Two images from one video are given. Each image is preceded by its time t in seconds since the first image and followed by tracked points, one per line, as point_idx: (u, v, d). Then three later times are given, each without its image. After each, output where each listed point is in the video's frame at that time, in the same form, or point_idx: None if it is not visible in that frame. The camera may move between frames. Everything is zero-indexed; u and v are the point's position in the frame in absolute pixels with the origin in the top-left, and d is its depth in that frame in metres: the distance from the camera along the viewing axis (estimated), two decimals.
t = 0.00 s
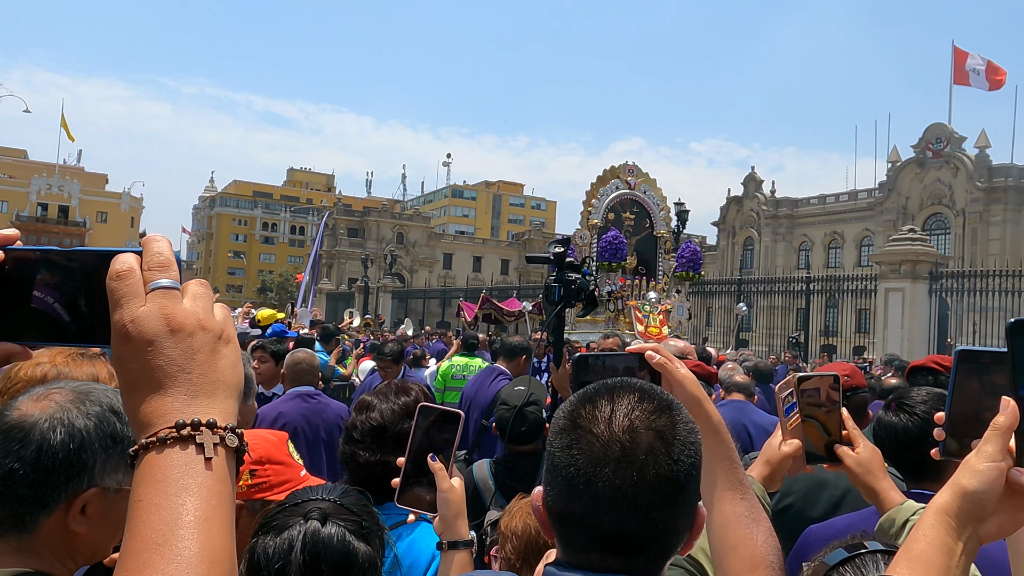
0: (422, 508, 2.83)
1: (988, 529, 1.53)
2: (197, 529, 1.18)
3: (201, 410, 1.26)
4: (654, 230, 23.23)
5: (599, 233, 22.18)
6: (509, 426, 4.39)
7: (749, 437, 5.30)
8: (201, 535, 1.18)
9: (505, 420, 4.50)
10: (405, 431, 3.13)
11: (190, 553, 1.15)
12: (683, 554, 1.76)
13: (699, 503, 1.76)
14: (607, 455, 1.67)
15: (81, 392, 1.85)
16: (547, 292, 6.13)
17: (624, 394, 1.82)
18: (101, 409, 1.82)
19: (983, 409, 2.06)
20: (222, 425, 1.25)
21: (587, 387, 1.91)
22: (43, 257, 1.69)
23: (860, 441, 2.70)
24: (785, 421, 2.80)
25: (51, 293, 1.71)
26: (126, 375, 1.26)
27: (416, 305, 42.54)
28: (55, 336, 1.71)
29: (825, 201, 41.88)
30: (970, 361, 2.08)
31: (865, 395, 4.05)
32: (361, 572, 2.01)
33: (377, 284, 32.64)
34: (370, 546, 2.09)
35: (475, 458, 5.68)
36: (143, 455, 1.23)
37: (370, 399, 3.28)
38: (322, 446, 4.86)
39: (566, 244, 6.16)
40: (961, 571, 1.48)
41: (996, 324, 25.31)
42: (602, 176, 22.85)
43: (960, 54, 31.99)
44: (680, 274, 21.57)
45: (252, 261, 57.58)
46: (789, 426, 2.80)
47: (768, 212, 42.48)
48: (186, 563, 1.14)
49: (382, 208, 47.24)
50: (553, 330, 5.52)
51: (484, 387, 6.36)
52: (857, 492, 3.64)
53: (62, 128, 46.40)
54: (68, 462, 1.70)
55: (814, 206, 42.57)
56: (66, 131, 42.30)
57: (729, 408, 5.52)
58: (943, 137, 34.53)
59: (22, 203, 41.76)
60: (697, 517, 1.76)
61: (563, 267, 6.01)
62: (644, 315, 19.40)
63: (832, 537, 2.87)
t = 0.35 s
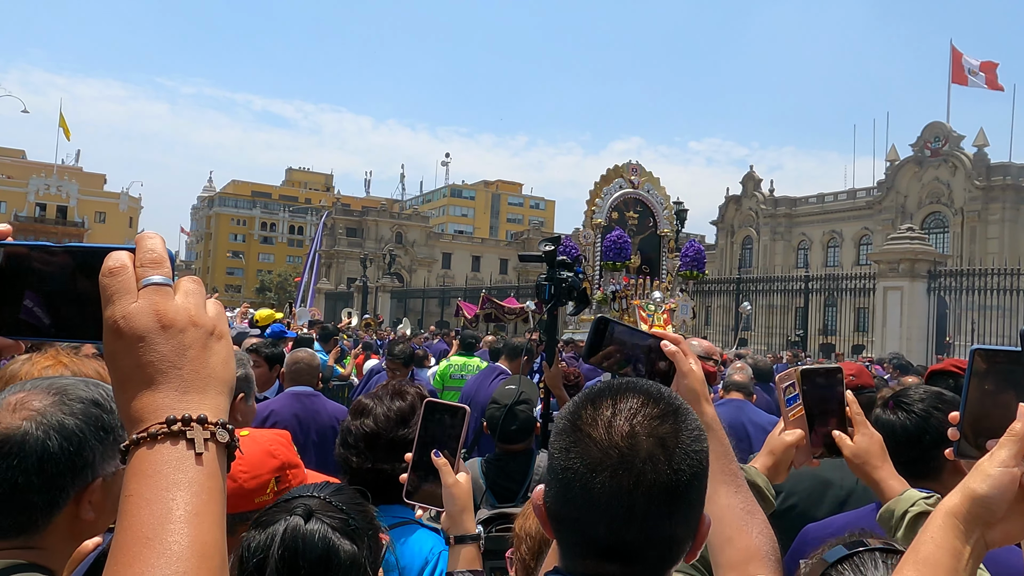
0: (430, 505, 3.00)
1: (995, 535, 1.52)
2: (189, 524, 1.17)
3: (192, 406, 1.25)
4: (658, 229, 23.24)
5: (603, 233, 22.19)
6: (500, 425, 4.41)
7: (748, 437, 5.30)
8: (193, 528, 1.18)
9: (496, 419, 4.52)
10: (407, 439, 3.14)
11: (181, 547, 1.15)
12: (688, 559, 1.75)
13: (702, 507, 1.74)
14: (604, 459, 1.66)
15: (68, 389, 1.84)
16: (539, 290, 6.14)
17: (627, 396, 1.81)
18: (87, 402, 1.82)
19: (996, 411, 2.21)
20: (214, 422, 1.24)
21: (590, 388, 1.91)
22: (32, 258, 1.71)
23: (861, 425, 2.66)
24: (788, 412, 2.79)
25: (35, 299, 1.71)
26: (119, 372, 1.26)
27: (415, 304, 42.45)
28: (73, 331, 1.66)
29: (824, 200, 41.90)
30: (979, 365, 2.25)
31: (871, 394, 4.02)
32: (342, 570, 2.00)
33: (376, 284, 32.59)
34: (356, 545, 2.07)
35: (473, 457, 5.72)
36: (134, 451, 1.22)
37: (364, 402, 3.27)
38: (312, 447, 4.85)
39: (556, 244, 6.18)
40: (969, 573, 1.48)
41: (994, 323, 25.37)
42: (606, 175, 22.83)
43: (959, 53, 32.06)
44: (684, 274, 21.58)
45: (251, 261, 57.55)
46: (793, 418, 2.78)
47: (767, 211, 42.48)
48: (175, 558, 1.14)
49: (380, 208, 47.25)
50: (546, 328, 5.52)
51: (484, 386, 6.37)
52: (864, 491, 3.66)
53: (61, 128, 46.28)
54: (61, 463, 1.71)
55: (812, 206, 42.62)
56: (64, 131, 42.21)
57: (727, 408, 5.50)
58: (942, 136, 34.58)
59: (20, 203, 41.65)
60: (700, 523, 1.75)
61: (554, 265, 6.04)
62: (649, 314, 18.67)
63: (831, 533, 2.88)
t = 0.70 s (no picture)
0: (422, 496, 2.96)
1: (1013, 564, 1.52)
2: (153, 507, 1.16)
3: (159, 388, 1.22)
4: (657, 227, 23.23)
5: (603, 232, 22.17)
6: (492, 423, 4.40)
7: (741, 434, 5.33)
8: (157, 512, 1.16)
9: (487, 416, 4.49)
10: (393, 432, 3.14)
11: (145, 530, 1.14)
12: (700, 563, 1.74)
13: (712, 511, 1.72)
14: (612, 467, 1.65)
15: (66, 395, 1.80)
16: (535, 289, 6.14)
17: (635, 402, 1.80)
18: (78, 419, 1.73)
19: (1007, 411, 2.22)
20: (179, 404, 1.22)
21: (599, 392, 1.89)
22: None
23: (846, 417, 2.63)
24: (774, 405, 2.84)
25: None
26: (82, 353, 1.23)
27: (414, 304, 42.41)
28: (44, 315, 1.57)
29: (822, 198, 41.91)
30: (991, 369, 2.25)
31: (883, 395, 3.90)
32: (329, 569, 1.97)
33: (375, 284, 32.56)
34: (344, 541, 2.04)
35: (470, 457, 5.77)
36: (98, 435, 1.20)
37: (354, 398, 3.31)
38: (313, 448, 4.84)
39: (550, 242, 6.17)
40: None
41: (992, 321, 25.41)
42: (605, 174, 22.77)
43: (957, 51, 32.06)
44: (684, 272, 21.57)
45: (250, 261, 57.48)
46: (779, 410, 2.82)
47: (765, 210, 42.46)
48: (140, 541, 1.13)
49: (379, 207, 47.20)
50: (540, 327, 5.52)
51: (484, 386, 6.38)
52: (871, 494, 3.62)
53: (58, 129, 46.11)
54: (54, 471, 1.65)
55: (810, 204, 42.66)
56: (62, 131, 42.05)
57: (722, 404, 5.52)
58: (940, 134, 34.56)
59: (17, 203, 41.48)
60: (711, 529, 1.74)
61: (548, 264, 6.04)
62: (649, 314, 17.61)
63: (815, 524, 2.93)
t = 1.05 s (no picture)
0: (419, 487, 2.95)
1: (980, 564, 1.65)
2: (109, 505, 1.18)
3: (116, 385, 1.25)
4: (652, 226, 23.20)
5: (597, 230, 22.20)
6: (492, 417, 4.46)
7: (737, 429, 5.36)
8: (114, 509, 1.18)
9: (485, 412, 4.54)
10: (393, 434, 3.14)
11: (99, 529, 1.16)
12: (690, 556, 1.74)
13: (699, 507, 1.72)
14: (596, 468, 1.64)
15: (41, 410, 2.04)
16: (530, 289, 6.12)
17: (623, 400, 1.77)
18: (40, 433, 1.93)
19: (996, 411, 2.21)
20: (136, 401, 1.24)
21: (588, 388, 1.88)
22: None
23: (834, 412, 2.61)
24: (761, 405, 2.85)
25: None
26: (38, 352, 1.25)
27: (412, 303, 42.38)
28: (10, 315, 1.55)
29: (819, 197, 41.92)
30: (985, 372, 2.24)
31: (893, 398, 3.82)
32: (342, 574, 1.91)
33: (373, 284, 32.54)
34: (355, 545, 1.99)
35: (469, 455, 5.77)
36: (54, 433, 1.22)
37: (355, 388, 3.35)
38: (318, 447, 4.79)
39: (546, 241, 6.12)
40: None
41: (990, 320, 25.41)
42: (599, 172, 22.80)
43: (953, 50, 32.05)
44: (679, 271, 21.58)
45: (247, 261, 57.38)
46: (765, 408, 2.83)
47: (762, 209, 42.46)
48: (95, 538, 1.16)
49: (376, 207, 47.14)
50: (536, 326, 5.50)
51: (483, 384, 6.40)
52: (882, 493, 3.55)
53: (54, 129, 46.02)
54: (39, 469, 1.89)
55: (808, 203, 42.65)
56: (58, 131, 41.95)
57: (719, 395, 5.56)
58: (937, 133, 34.58)
59: (14, 204, 41.39)
60: (698, 524, 1.73)
61: (544, 264, 6.01)
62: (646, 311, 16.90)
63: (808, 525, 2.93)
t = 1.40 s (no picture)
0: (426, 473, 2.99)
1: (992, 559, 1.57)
2: (89, 510, 1.15)
3: (100, 387, 1.22)
4: (647, 225, 23.19)
5: (594, 229, 22.23)
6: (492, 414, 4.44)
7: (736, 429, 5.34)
8: (93, 516, 1.16)
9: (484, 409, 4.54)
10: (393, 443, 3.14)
11: (79, 535, 1.13)
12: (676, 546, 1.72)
13: (684, 499, 1.70)
14: (580, 460, 1.64)
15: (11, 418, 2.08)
16: (527, 290, 6.10)
17: (608, 394, 1.76)
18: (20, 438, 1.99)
19: (985, 408, 2.20)
20: (120, 403, 1.21)
21: (580, 383, 1.86)
22: None
23: (858, 425, 2.57)
24: (786, 416, 2.78)
25: None
26: (20, 352, 1.23)
27: (409, 303, 42.37)
28: None
29: (817, 196, 41.97)
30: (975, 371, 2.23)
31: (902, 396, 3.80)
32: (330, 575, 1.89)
33: (370, 284, 32.52)
34: (345, 548, 1.95)
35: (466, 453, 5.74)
36: (35, 436, 1.19)
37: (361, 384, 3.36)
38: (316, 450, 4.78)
39: (543, 241, 6.10)
40: None
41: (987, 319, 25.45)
42: (595, 171, 22.80)
43: (949, 49, 32.10)
44: (675, 270, 21.59)
45: (245, 262, 57.34)
46: (791, 420, 2.77)
47: (760, 208, 42.48)
48: (75, 546, 1.13)
49: (374, 208, 47.11)
50: (533, 326, 5.48)
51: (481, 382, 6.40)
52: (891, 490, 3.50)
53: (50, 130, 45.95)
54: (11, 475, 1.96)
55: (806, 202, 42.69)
56: (54, 132, 41.91)
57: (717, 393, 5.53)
58: (934, 132, 34.60)
59: (10, 205, 41.32)
60: (684, 514, 1.71)
61: (541, 264, 5.98)
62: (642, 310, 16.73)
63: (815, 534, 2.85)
